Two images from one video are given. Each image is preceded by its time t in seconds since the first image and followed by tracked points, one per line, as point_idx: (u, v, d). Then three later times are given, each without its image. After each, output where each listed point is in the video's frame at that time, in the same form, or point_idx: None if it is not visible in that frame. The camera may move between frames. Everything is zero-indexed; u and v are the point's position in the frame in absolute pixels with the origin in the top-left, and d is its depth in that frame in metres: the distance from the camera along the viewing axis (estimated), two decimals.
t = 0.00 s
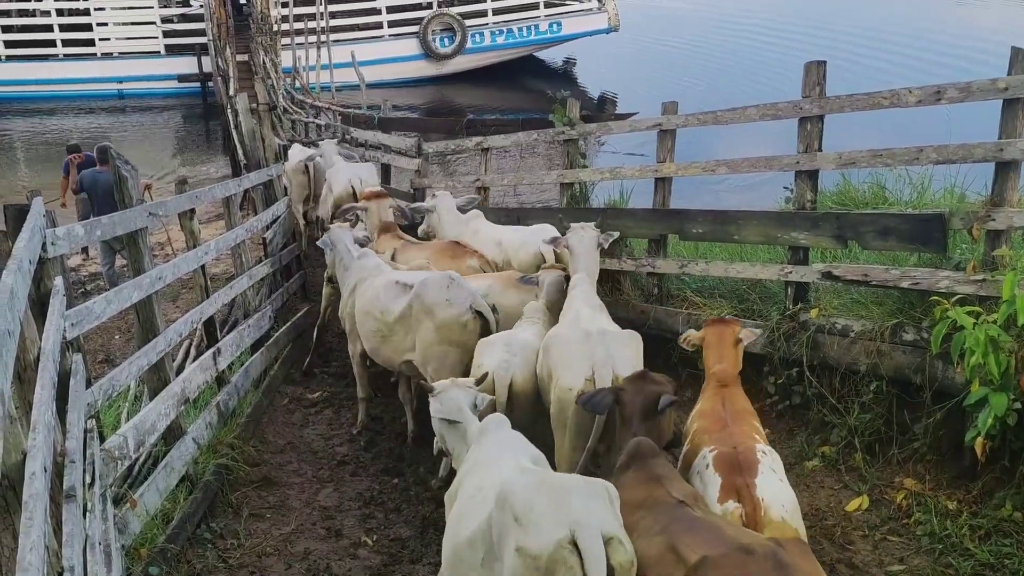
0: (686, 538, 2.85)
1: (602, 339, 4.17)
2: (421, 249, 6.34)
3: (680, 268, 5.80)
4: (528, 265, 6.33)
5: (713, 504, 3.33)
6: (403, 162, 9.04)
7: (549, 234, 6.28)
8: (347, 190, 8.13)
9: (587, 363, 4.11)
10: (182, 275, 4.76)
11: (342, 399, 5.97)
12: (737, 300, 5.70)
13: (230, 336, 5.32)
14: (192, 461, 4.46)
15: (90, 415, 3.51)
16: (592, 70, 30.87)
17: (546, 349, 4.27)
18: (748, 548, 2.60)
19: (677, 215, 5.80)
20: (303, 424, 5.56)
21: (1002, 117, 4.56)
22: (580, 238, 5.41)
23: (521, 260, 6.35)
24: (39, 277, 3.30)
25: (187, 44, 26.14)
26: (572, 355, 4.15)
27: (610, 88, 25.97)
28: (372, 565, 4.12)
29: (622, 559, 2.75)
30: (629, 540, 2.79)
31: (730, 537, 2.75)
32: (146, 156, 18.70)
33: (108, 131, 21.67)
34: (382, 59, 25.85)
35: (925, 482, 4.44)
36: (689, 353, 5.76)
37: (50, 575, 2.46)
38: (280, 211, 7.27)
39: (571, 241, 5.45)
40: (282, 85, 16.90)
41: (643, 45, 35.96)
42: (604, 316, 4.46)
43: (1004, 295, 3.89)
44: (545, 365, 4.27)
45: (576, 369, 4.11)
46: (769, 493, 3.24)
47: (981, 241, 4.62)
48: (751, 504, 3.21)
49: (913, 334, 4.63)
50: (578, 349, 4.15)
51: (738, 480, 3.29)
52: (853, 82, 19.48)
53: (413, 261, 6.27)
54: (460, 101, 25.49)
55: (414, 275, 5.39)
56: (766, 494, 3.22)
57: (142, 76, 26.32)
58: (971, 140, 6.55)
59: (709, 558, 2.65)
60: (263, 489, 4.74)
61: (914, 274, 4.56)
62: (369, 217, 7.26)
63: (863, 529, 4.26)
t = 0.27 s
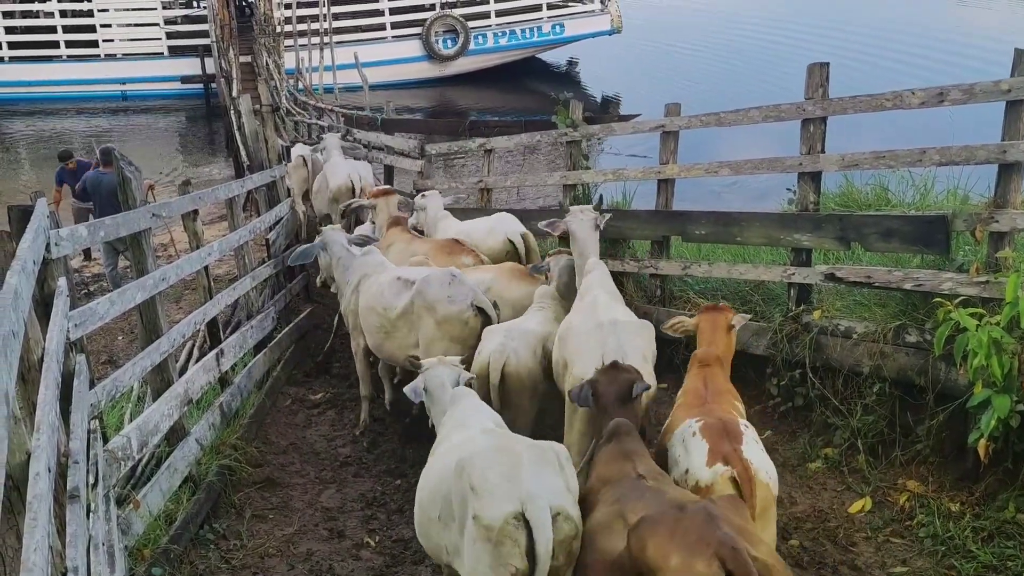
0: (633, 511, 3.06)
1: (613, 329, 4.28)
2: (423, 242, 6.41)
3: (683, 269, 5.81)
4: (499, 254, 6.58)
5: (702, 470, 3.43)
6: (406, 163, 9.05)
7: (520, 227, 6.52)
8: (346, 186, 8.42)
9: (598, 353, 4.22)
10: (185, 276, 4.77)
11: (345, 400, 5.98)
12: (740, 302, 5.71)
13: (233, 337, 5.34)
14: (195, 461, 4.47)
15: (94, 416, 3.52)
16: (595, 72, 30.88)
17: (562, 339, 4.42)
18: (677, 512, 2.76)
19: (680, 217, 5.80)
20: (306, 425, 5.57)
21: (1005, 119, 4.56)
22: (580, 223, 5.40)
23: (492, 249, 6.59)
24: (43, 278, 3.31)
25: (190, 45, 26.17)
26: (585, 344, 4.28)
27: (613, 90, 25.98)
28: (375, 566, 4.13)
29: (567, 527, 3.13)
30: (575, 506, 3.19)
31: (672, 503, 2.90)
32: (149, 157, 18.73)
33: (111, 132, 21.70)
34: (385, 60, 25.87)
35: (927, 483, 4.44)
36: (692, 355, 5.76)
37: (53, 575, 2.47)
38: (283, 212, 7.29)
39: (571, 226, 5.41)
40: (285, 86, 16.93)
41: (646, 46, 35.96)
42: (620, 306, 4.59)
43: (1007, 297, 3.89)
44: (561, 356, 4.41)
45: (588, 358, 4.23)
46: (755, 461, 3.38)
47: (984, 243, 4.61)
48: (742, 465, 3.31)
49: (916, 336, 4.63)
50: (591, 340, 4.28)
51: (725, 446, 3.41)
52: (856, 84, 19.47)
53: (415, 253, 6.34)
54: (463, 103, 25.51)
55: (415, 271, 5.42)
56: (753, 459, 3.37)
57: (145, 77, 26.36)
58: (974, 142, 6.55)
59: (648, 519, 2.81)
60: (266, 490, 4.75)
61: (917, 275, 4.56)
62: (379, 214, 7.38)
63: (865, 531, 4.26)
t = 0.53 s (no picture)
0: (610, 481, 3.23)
1: (631, 307, 4.72)
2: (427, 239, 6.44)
3: (687, 271, 5.81)
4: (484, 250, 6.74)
5: (693, 458, 3.52)
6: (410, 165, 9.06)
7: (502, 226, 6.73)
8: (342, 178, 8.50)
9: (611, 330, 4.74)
10: (190, 277, 4.79)
11: (349, 401, 5.99)
12: (744, 303, 5.71)
13: (237, 337, 5.36)
14: (199, 462, 4.49)
15: (98, 417, 3.54)
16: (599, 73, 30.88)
17: (584, 315, 4.94)
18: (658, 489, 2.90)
19: (685, 218, 5.80)
20: (310, 426, 5.58)
21: (1010, 121, 4.55)
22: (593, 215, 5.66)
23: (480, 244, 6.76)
24: (48, 279, 3.33)
25: (195, 46, 26.22)
26: (602, 320, 4.80)
27: (618, 91, 25.96)
28: (379, 567, 4.13)
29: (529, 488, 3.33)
30: (534, 463, 3.36)
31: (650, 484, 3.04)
32: (153, 158, 18.77)
33: (115, 133, 21.75)
34: (390, 62, 25.89)
35: (932, 485, 4.44)
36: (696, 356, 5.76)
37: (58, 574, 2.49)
38: (288, 213, 7.31)
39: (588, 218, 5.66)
40: (289, 87, 16.95)
41: (651, 48, 35.93)
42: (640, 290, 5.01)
43: (1012, 299, 3.87)
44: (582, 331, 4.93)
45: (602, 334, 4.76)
46: (745, 448, 3.48)
47: (988, 245, 4.61)
48: (732, 456, 3.41)
49: (921, 337, 4.62)
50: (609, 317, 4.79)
51: (716, 435, 3.50)
52: (861, 85, 19.44)
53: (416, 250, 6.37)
54: (467, 104, 25.51)
55: (415, 265, 5.49)
56: (744, 447, 3.46)
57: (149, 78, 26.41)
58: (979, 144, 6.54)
59: (626, 496, 2.93)
60: (270, 491, 4.76)
61: (922, 277, 4.56)
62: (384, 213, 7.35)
63: (869, 533, 4.25)
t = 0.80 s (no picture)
0: (593, 451, 3.59)
1: (638, 306, 4.73)
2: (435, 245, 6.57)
3: (700, 276, 5.80)
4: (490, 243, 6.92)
5: (703, 452, 3.56)
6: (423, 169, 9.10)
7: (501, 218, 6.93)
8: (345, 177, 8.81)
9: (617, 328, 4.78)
10: (204, 280, 4.84)
11: (361, 404, 6.02)
12: (757, 308, 5.70)
13: (250, 340, 5.40)
14: (212, 465, 4.52)
15: (111, 419, 3.58)
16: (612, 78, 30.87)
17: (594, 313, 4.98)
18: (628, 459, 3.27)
19: (697, 224, 5.80)
20: (322, 430, 5.61)
21: None
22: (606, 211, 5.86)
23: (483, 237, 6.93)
24: (62, 281, 3.38)
25: (210, 50, 26.41)
26: (610, 316, 4.84)
27: (630, 96, 25.96)
28: (390, 572, 4.15)
29: (520, 472, 3.50)
30: (532, 452, 3.53)
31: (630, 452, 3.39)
32: (168, 162, 18.90)
33: (131, 137, 21.93)
34: (403, 66, 25.99)
35: (945, 492, 4.42)
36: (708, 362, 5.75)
37: None
38: (301, 217, 7.36)
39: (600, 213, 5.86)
40: (303, 91, 17.04)
41: (663, 53, 35.87)
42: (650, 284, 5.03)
43: None
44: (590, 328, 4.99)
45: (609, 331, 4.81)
46: (753, 442, 3.55)
47: (1004, 251, 4.57)
48: (741, 451, 3.46)
49: (934, 344, 4.60)
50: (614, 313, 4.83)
51: (726, 430, 3.54)
52: (876, 91, 19.35)
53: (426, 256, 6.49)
54: (480, 108, 25.57)
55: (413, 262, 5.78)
56: (750, 441, 3.54)
57: (165, 82, 26.61)
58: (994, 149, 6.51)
59: (603, 463, 3.31)
60: (282, 494, 4.79)
61: (935, 283, 4.53)
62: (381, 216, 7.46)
63: (881, 540, 4.24)
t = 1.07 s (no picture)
0: (581, 437, 3.90)
1: (644, 318, 4.85)
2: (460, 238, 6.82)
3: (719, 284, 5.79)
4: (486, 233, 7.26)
5: (714, 450, 3.68)
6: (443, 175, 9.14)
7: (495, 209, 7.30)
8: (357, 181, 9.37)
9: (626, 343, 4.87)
10: (225, 285, 4.90)
11: (380, 410, 6.05)
12: (777, 317, 5.68)
13: (270, 346, 5.46)
14: (231, 469, 4.57)
15: (132, 423, 3.63)
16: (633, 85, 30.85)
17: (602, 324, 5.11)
18: (616, 442, 3.59)
19: (718, 232, 5.78)
20: (341, 435, 5.65)
21: None
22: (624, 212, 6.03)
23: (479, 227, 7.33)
24: (85, 285, 3.45)
25: (233, 57, 26.69)
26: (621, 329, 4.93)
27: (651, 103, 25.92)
28: None
29: (550, 444, 3.82)
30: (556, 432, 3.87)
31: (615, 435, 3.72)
32: (191, 167, 19.11)
33: (155, 143, 22.20)
34: (424, 73, 26.12)
35: (968, 504, 4.37)
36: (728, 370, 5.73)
37: None
38: (321, 222, 7.44)
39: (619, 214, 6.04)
40: (324, 97, 17.16)
41: (685, 60, 35.78)
42: (657, 293, 5.14)
43: None
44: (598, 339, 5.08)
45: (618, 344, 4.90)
46: (764, 441, 3.57)
47: None
48: (745, 448, 3.55)
49: (957, 354, 4.55)
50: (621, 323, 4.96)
51: (735, 429, 3.64)
52: (900, 99, 19.19)
53: (450, 249, 6.78)
54: (500, 115, 25.64)
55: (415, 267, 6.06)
56: (761, 439, 3.57)
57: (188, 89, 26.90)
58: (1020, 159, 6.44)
59: (591, 446, 3.65)
60: (301, 499, 4.83)
61: (958, 293, 4.49)
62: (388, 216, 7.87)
63: (902, 552, 4.20)
